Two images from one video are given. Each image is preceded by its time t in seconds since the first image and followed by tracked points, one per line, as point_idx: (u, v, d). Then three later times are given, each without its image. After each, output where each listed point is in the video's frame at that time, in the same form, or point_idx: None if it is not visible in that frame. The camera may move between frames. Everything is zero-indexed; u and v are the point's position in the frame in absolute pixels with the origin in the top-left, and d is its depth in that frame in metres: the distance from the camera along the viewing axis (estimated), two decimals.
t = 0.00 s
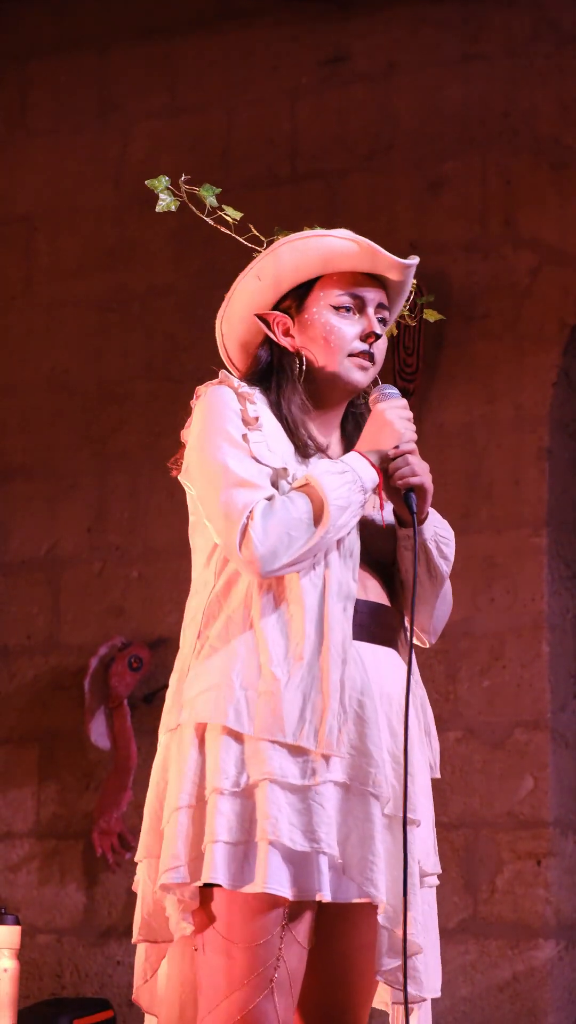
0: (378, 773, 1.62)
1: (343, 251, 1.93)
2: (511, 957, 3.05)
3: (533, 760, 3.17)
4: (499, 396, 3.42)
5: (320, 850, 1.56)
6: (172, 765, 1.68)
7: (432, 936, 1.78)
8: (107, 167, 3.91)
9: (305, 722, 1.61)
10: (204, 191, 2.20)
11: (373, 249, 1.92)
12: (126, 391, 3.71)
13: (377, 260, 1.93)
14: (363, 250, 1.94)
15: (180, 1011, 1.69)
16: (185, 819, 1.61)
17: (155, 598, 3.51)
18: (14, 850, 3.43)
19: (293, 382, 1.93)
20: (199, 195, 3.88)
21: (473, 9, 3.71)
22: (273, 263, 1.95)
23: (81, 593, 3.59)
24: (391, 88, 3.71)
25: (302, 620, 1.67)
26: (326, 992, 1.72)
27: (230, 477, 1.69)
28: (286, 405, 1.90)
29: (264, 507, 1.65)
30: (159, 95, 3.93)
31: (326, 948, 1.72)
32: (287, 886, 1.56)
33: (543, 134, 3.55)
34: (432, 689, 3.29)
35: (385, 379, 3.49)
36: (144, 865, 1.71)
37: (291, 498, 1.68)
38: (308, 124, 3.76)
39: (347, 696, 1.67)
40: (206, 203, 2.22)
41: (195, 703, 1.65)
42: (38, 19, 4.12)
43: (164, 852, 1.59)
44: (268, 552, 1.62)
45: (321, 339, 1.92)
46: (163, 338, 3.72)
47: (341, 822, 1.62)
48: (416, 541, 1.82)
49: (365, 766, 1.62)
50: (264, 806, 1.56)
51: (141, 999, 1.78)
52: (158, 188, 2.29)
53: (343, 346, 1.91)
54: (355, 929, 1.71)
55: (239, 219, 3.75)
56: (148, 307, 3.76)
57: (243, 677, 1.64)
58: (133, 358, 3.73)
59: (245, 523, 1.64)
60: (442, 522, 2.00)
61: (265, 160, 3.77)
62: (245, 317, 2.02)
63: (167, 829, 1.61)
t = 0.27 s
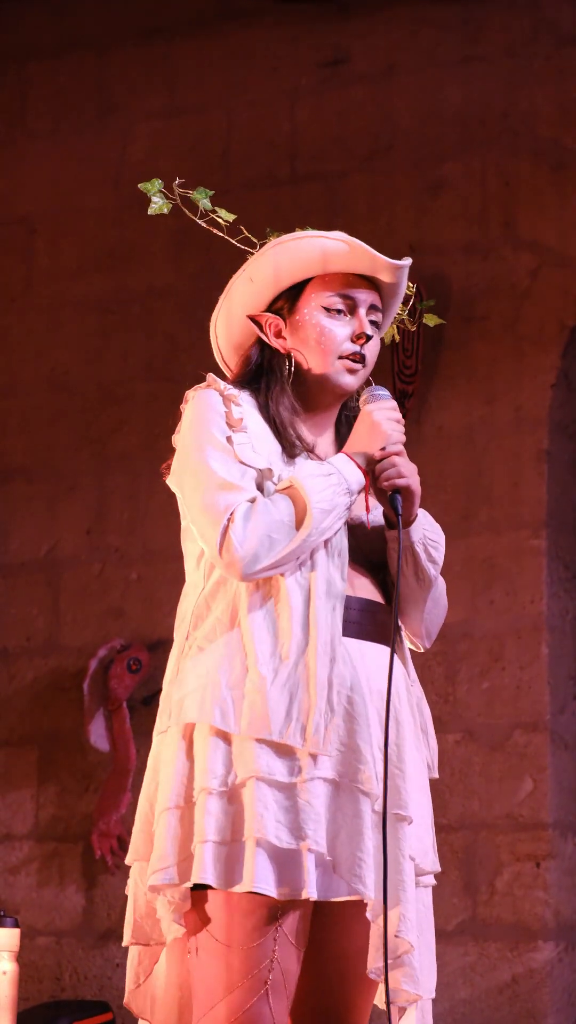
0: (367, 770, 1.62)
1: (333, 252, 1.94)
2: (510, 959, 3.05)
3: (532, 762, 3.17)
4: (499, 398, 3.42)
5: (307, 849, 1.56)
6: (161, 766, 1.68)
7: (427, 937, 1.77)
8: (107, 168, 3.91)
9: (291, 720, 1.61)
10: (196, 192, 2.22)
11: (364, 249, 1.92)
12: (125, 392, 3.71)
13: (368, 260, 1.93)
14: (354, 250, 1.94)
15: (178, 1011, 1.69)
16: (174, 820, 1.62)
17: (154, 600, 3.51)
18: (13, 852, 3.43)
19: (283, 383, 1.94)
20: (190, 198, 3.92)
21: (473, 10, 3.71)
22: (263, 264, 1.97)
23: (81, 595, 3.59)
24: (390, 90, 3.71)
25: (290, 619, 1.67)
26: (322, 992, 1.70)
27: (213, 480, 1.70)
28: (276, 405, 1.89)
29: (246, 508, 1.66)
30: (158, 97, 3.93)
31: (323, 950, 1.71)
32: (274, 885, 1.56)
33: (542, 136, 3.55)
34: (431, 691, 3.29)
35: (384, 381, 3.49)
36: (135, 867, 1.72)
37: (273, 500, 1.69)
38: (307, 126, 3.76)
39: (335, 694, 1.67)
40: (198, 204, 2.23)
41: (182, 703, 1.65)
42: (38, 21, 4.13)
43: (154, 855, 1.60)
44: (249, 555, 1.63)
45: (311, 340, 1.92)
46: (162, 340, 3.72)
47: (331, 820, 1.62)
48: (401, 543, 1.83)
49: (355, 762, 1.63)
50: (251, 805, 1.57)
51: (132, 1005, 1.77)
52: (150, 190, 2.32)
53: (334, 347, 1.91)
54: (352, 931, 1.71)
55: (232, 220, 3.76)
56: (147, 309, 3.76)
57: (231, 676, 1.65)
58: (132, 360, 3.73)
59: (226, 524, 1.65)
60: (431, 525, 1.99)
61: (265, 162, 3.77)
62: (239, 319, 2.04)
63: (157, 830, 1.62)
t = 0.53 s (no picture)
0: (367, 770, 1.62)
1: (346, 253, 1.97)
2: (509, 963, 3.04)
3: (531, 766, 3.17)
4: (498, 402, 3.42)
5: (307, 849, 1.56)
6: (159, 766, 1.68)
7: (423, 941, 1.78)
8: (107, 172, 3.91)
9: (290, 720, 1.61)
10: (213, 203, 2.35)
11: (379, 252, 1.97)
12: (125, 395, 3.71)
13: (381, 264, 1.97)
14: (368, 254, 1.98)
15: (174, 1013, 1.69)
16: (173, 821, 1.62)
17: (153, 603, 3.51)
18: (12, 855, 3.43)
19: (287, 383, 1.92)
20: (203, 198, 3.91)
21: (473, 14, 3.71)
22: (276, 262, 1.99)
23: (80, 598, 3.59)
24: (390, 94, 3.71)
25: (288, 619, 1.68)
26: (319, 993, 1.71)
27: (213, 477, 1.70)
28: (277, 405, 1.89)
29: (246, 505, 1.66)
30: (159, 99, 3.93)
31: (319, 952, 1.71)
32: (273, 887, 1.56)
33: (542, 140, 3.56)
34: (429, 695, 3.29)
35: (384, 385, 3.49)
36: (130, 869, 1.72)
37: (272, 497, 1.69)
38: (307, 129, 3.76)
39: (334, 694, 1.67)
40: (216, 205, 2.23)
41: (181, 703, 1.65)
42: (38, 24, 4.13)
43: (154, 856, 1.60)
44: (250, 551, 1.63)
45: (319, 338, 1.92)
46: (162, 343, 3.72)
47: (330, 822, 1.61)
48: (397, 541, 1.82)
49: (355, 763, 1.62)
50: (250, 805, 1.57)
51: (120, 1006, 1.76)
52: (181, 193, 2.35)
53: (341, 347, 1.91)
54: (348, 933, 1.71)
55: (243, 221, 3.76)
56: (147, 312, 3.76)
57: (229, 676, 1.65)
58: (132, 362, 3.73)
59: (226, 522, 1.65)
60: (427, 528, 1.99)
61: (264, 165, 3.77)
62: (245, 318, 2.04)
63: (155, 832, 1.62)
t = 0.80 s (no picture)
0: (379, 773, 1.62)
1: (365, 256, 1.99)
2: (508, 963, 3.04)
3: (530, 766, 3.17)
4: (496, 402, 3.42)
5: (323, 851, 1.54)
6: (169, 765, 1.65)
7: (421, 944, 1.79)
8: (105, 172, 3.91)
9: (304, 721, 1.61)
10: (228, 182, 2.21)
11: (398, 257, 1.99)
12: (124, 395, 3.71)
13: (397, 269, 1.99)
14: (387, 259, 1.99)
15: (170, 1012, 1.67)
16: (187, 821, 1.58)
17: (152, 603, 3.51)
18: (11, 856, 3.43)
19: (301, 379, 1.95)
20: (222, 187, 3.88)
21: (471, 15, 3.72)
22: (294, 259, 1.98)
23: (79, 598, 3.59)
24: (388, 94, 3.72)
25: (302, 617, 1.67)
26: (320, 994, 1.70)
27: (235, 470, 1.68)
28: (291, 403, 1.92)
29: (272, 502, 1.65)
30: (157, 100, 3.93)
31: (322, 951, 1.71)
32: (286, 889, 1.54)
33: (540, 141, 3.56)
34: (428, 695, 3.29)
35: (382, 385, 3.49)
36: (133, 867, 1.70)
37: (298, 494, 1.67)
38: (306, 129, 3.77)
39: (347, 696, 1.67)
40: (235, 198, 2.19)
41: (195, 701, 1.63)
42: (36, 25, 4.13)
43: (167, 853, 1.56)
44: (275, 547, 1.61)
45: (333, 338, 1.93)
46: (161, 344, 3.72)
47: (342, 824, 1.60)
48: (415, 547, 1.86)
49: (367, 765, 1.62)
50: (266, 805, 1.55)
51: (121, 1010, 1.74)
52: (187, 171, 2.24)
53: (354, 349, 1.93)
54: (348, 934, 1.70)
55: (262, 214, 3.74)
56: (146, 312, 3.76)
57: (243, 673, 1.63)
58: (130, 363, 3.73)
59: (252, 518, 1.63)
60: (430, 537, 2.03)
61: (263, 165, 3.77)
62: (254, 312, 2.02)
63: (167, 830, 1.58)
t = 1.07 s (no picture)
0: (392, 777, 1.65)
1: (370, 257, 2.00)
2: (508, 963, 3.04)
3: (530, 767, 3.17)
4: (496, 402, 3.42)
5: (342, 856, 1.55)
6: (186, 767, 1.64)
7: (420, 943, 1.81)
8: (105, 173, 3.91)
9: (322, 727, 1.61)
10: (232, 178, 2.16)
11: (404, 260, 1.99)
12: (124, 396, 3.71)
13: (403, 271, 2.00)
14: (392, 260, 2.00)
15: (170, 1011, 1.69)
16: (208, 823, 1.57)
17: (152, 603, 3.51)
18: (11, 856, 3.43)
19: (308, 378, 1.93)
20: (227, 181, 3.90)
21: (469, 16, 3.72)
22: (299, 257, 1.98)
23: (79, 598, 3.59)
24: (388, 94, 3.72)
25: (319, 622, 1.67)
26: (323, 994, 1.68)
27: (255, 472, 1.67)
28: (300, 401, 1.90)
29: (294, 508, 1.64)
30: (157, 100, 3.93)
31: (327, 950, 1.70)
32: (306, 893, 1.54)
33: (539, 141, 3.56)
34: (428, 695, 3.29)
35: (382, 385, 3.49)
36: (146, 868, 1.66)
37: (319, 500, 1.67)
38: (305, 130, 3.77)
39: (361, 701, 1.68)
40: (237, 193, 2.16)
41: (215, 703, 1.62)
42: (36, 26, 4.13)
43: (187, 855, 1.55)
44: (297, 553, 1.60)
45: (338, 338, 1.94)
46: (161, 344, 3.72)
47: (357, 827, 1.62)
48: (429, 554, 1.88)
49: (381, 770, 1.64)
50: (287, 809, 1.55)
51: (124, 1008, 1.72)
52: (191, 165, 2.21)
53: (359, 350, 1.93)
54: (356, 933, 1.70)
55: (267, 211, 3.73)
56: (146, 313, 3.76)
57: (262, 677, 1.63)
58: (130, 363, 3.73)
59: (275, 524, 1.62)
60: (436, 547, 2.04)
61: (263, 166, 3.77)
62: (257, 309, 2.06)
63: (187, 831, 1.57)
